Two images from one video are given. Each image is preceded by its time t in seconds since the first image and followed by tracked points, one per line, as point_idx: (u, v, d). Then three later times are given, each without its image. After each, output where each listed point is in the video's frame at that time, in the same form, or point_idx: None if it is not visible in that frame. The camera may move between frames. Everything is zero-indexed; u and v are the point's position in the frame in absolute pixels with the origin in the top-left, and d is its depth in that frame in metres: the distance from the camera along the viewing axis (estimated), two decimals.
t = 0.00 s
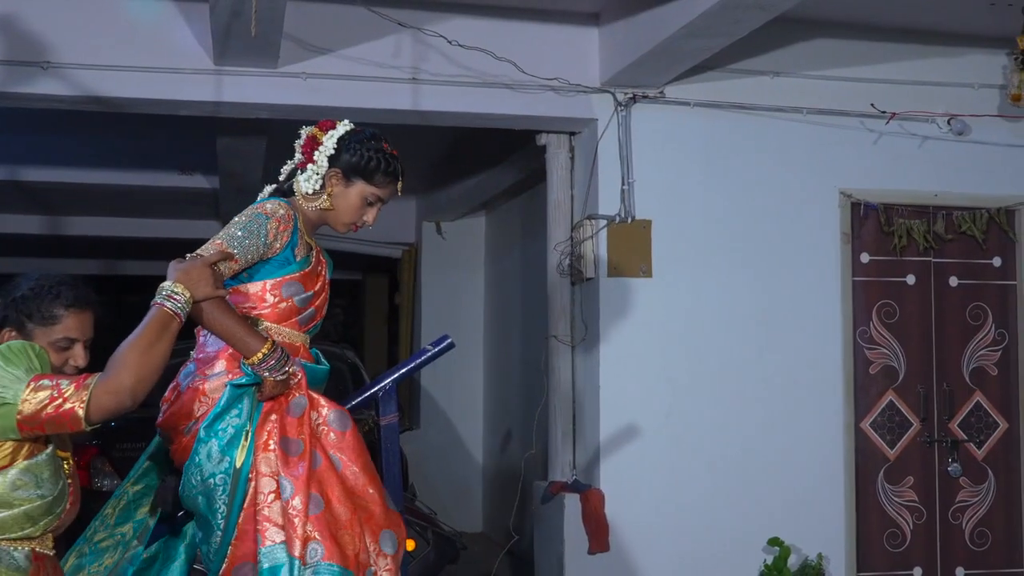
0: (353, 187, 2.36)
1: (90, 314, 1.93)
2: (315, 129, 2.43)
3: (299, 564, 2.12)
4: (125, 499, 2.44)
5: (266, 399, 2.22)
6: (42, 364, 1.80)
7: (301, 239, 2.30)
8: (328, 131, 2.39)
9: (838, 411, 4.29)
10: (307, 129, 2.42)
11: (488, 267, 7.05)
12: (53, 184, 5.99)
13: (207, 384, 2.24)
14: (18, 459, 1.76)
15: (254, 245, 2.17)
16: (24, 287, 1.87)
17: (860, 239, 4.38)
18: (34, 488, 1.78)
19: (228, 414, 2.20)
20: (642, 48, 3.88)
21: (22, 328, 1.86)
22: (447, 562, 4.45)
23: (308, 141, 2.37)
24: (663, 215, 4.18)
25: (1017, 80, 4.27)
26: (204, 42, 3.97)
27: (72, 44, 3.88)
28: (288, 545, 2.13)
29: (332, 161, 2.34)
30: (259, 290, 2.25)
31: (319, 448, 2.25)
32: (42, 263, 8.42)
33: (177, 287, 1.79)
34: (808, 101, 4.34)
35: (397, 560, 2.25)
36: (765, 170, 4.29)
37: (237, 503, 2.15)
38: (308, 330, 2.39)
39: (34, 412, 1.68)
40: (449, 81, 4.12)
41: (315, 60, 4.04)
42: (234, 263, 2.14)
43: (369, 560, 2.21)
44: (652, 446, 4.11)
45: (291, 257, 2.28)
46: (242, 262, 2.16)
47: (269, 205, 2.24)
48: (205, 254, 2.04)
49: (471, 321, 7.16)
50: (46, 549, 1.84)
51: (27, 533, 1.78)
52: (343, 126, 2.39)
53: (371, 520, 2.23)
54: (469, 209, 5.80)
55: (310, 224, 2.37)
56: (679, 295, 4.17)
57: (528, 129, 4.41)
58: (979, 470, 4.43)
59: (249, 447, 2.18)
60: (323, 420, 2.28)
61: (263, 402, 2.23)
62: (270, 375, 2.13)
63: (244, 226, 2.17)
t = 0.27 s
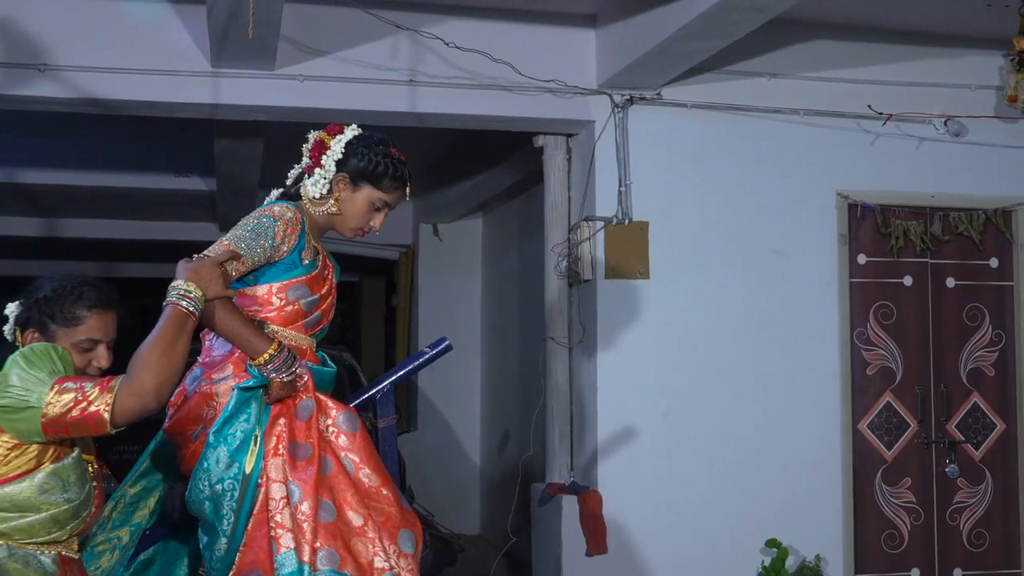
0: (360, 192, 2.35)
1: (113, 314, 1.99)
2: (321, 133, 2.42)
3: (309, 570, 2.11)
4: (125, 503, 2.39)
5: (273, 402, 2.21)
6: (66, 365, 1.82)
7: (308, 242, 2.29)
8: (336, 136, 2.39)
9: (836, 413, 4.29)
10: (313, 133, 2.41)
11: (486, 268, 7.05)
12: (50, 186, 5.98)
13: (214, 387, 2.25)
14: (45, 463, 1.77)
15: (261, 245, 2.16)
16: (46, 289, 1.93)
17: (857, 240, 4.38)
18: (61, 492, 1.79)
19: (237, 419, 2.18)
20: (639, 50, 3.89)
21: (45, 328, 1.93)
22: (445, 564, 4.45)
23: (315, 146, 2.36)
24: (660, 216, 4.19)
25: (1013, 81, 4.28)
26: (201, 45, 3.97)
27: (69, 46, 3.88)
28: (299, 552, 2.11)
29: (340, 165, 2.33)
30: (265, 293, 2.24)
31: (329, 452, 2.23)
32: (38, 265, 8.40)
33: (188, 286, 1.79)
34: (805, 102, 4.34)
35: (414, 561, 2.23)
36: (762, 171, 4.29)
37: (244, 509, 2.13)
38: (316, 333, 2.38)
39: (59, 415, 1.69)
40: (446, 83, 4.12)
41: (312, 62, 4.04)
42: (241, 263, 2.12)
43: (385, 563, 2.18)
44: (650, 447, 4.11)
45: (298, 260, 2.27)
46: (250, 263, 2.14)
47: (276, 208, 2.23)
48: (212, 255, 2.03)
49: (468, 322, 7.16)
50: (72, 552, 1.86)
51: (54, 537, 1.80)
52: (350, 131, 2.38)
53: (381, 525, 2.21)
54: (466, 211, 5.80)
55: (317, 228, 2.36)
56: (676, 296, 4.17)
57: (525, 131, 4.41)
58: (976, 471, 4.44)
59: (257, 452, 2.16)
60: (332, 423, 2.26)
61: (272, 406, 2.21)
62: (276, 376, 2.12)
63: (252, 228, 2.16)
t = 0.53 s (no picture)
0: (369, 204, 2.29)
1: (138, 296, 1.89)
2: (326, 144, 2.35)
3: None
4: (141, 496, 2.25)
5: (295, 422, 2.13)
6: (95, 356, 1.75)
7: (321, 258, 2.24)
8: (342, 146, 2.32)
9: (833, 416, 4.29)
10: (318, 145, 2.34)
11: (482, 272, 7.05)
12: (45, 189, 5.97)
13: (233, 409, 2.15)
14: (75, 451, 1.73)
15: (278, 262, 2.11)
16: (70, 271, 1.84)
17: (853, 243, 4.39)
18: (92, 479, 1.76)
19: (259, 441, 2.11)
20: (635, 54, 3.89)
21: (70, 312, 1.83)
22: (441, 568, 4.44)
23: (321, 159, 2.30)
24: (656, 220, 4.19)
25: (1008, 85, 4.30)
26: (197, 48, 3.97)
27: (64, 49, 3.87)
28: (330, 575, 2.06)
29: (347, 178, 2.27)
30: (278, 309, 2.18)
31: (355, 469, 2.16)
32: (33, 268, 8.38)
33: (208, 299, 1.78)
34: (801, 106, 4.34)
35: None
36: (758, 175, 4.30)
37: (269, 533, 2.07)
38: (327, 347, 2.31)
39: (81, 415, 1.65)
40: (442, 87, 4.12)
41: (307, 65, 4.04)
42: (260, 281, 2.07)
43: None
44: (646, 451, 4.11)
45: (311, 274, 2.21)
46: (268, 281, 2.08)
47: (291, 223, 2.18)
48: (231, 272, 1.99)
49: (464, 326, 7.16)
50: (103, 540, 1.83)
51: (86, 525, 1.77)
52: (356, 141, 2.32)
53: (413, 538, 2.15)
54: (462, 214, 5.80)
55: (325, 243, 2.30)
56: (672, 300, 4.17)
57: (521, 134, 4.40)
58: (973, 474, 4.44)
59: (281, 475, 2.09)
60: (355, 438, 2.18)
61: (294, 425, 2.13)
62: (299, 395, 2.07)
63: (268, 244, 2.10)
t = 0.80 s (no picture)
0: (389, 199, 2.30)
1: (157, 268, 1.99)
2: (343, 140, 2.36)
3: None
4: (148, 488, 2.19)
5: (322, 429, 2.18)
6: (120, 344, 1.81)
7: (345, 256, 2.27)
8: (359, 142, 2.33)
9: (828, 421, 4.29)
10: (335, 141, 2.35)
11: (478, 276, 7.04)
12: (39, 193, 5.96)
13: (257, 411, 2.20)
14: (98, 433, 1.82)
15: (307, 265, 2.14)
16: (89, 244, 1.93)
17: (848, 248, 4.40)
18: (118, 461, 1.84)
19: (282, 445, 2.17)
20: (630, 58, 3.90)
21: (91, 284, 1.93)
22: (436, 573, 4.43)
23: (338, 156, 2.31)
24: (651, 224, 4.19)
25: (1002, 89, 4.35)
26: (192, 52, 3.97)
27: (59, 52, 3.87)
28: None
29: (366, 172, 2.28)
30: (301, 309, 2.20)
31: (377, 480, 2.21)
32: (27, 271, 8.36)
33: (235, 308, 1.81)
34: (796, 111, 4.35)
35: None
36: (754, 180, 4.30)
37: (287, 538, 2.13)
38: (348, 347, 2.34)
39: (98, 408, 1.69)
40: (437, 91, 4.12)
41: (303, 69, 4.04)
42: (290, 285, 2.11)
43: None
44: (643, 455, 4.11)
45: (336, 274, 2.24)
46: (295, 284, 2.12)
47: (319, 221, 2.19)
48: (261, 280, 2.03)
49: (460, 331, 7.15)
50: (130, 519, 1.94)
51: (114, 505, 1.88)
52: (373, 135, 2.33)
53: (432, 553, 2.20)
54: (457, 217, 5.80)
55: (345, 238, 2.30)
56: (668, 304, 4.17)
57: (517, 138, 4.40)
58: (968, 479, 4.44)
59: (303, 480, 2.15)
60: (379, 449, 2.24)
61: (318, 432, 2.19)
62: (333, 406, 2.12)
63: (298, 246, 2.12)
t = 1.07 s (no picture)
0: (416, 165, 2.26)
1: (169, 250, 1.99)
2: (368, 104, 2.31)
3: None
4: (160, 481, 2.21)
5: (340, 408, 2.12)
6: (128, 326, 1.79)
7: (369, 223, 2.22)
8: (385, 106, 2.28)
9: (823, 424, 4.29)
10: (361, 104, 2.30)
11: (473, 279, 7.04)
12: (34, 195, 5.95)
13: (276, 376, 2.15)
14: (104, 415, 1.79)
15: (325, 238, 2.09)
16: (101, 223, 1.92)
17: (843, 251, 4.40)
18: (125, 443, 1.82)
19: (295, 417, 2.09)
20: (626, 62, 3.90)
21: (102, 265, 1.92)
22: None
23: (365, 120, 2.25)
24: (647, 228, 4.19)
25: (997, 93, 4.36)
26: (188, 55, 3.97)
27: (54, 55, 3.86)
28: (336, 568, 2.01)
29: (393, 138, 2.23)
30: (323, 278, 2.16)
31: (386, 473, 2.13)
32: (21, 274, 8.35)
33: (249, 288, 1.77)
34: (791, 114, 4.35)
35: None
36: (749, 183, 4.30)
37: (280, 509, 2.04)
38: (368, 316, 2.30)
39: (109, 391, 1.68)
40: (432, 95, 4.13)
41: (299, 72, 4.04)
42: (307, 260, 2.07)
43: None
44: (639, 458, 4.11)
45: (359, 242, 2.20)
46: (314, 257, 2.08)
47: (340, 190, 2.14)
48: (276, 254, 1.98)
49: (455, 333, 7.16)
50: (139, 504, 1.91)
51: (123, 489, 1.85)
52: (399, 100, 2.28)
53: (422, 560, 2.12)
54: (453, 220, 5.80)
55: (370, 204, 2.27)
56: (663, 308, 4.18)
57: (513, 142, 4.40)
58: (962, 482, 4.45)
59: (310, 456, 2.07)
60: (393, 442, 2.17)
61: (335, 411, 2.12)
62: (350, 384, 2.06)
63: (315, 219, 2.07)
